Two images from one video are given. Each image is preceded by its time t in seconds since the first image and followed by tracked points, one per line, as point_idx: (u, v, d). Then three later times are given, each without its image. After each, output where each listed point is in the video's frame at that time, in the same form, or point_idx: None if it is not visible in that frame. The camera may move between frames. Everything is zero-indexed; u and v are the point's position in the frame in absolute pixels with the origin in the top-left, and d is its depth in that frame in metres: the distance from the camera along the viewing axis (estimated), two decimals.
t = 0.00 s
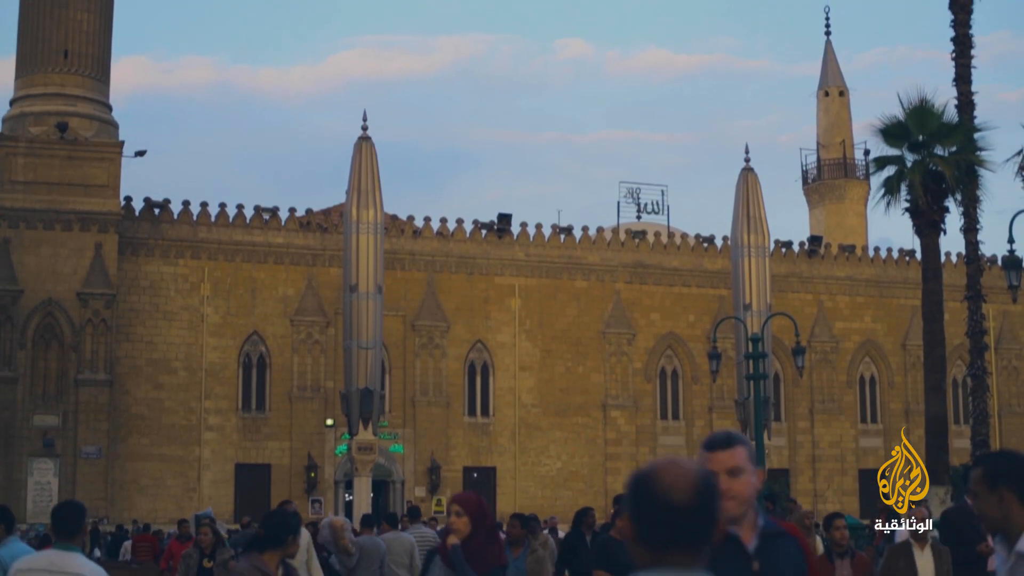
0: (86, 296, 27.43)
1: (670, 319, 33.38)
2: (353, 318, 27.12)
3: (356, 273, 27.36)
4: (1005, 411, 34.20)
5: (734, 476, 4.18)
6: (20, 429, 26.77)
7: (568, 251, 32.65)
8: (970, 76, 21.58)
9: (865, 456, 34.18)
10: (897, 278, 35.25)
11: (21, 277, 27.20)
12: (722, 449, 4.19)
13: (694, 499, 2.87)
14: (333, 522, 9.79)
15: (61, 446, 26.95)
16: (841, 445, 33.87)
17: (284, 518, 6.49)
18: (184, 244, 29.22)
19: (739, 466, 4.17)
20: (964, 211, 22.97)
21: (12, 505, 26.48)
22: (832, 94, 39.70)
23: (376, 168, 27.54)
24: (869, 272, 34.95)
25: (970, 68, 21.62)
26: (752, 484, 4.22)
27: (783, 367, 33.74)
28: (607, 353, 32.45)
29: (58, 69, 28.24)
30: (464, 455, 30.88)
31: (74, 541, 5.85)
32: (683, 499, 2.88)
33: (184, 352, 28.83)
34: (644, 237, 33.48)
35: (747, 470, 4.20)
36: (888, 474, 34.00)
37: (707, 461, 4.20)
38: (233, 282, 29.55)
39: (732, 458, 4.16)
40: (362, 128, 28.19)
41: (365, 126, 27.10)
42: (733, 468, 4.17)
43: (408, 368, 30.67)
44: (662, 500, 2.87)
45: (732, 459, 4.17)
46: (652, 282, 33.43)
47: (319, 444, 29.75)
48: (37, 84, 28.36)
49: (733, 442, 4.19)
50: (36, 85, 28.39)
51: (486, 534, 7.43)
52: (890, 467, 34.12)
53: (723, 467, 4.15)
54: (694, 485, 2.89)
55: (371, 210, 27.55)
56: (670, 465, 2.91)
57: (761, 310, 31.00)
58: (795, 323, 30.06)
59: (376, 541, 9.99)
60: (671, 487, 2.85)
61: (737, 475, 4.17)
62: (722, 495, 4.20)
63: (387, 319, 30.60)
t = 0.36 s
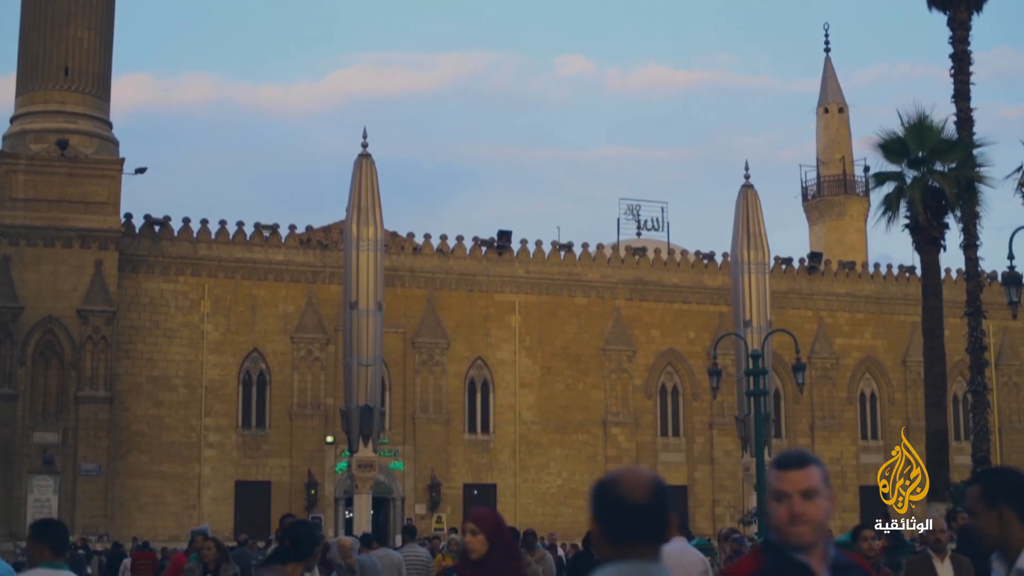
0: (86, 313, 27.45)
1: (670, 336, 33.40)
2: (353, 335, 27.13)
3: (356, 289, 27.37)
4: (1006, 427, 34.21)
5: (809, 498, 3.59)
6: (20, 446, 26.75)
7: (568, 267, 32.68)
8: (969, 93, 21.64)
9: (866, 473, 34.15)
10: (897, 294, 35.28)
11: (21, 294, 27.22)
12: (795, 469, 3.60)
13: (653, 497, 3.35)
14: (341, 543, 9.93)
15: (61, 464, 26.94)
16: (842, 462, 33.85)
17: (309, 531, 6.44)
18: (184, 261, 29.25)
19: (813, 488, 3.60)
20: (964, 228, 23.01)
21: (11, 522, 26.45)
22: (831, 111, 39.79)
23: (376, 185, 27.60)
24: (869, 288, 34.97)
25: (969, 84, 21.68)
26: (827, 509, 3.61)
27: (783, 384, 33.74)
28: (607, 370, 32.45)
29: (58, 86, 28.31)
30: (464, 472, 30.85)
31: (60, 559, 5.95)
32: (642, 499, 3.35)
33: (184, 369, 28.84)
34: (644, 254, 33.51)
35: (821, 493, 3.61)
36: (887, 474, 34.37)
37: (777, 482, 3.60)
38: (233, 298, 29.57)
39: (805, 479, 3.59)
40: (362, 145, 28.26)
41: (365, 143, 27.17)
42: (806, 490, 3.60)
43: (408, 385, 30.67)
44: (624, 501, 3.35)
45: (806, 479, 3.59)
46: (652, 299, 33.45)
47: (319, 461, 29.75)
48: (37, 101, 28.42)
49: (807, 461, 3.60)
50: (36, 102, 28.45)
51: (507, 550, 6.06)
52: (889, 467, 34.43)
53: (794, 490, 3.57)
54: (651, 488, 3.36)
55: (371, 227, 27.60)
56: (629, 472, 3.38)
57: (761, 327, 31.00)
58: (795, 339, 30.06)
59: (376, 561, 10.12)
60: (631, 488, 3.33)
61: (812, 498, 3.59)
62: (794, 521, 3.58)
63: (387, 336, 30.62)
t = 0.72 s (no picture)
0: (86, 330, 27.45)
1: (670, 352, 33.42)
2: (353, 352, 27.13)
3: (356, 306, 27.39)
4: (1006, 443, 34.20)
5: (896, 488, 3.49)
6: (20, 463, 26.72)
7: (568, 284, 32.70)
8: (967, 109, 21.70)
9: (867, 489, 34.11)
10: (897, 310, 35.29)
11: (21, 311, 27.22)
12: (881, 457, 3.50)
13: (610, 528, 3.60)
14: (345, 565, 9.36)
15: (60, 481, 26.90)
16: (843, 478, 33.81)
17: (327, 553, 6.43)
18: (184, 278, 29.26)
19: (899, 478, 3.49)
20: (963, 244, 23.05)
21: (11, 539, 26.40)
22: (831, 127, 39.89)
23: (376, 202, 27.66)
24: (870, 304, 34.99)
25: (968, 100, 21.75)
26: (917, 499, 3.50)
27: (783, 401, 33.74)
28: (608, 387, 32.45)
29: (59, 103, 28.38)
30: (464, 489, 30.82)
31: None
32: (600, 528, 3.60)
33: (185, 387, 28.85)
34: (644, 270, 33.54)
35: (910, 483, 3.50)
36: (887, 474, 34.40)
37: (861, 471, 3.50)
38: (233, 315, 29.59)
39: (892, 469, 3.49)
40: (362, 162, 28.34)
41: (365, 160, 27.24)
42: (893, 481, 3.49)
43: (408, 402, 30.66)
44: (583, 531, 3.59)
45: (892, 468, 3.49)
46: (652, 316, 33.47)
47: (319, 478, 29.73)
48: (38, 118, 28.48)
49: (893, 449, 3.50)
50: (37, 119, 28.52)
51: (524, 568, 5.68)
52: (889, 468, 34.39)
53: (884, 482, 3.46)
54: (608, 520, 3.60)
55: (371, 244, 27.64)
56: (588, 506, 3.63)
57: (761, 343, 31.01)
58: (796, 355, 30.06)
59: None
60: (590, 519, 3.57)
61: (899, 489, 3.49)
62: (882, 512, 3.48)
63: (387, 352, 30.63)
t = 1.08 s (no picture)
0: (86, 347, 27.47)
1: (670, 369, 33.42)
2: (353, 369, 27.13)
3: (356, 323, 27.40)
4: (1007, 460, 34.16)
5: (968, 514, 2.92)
6: (19, 481, 26.68)
7: (568, 301, 32.73)
8: (967, 125, 21.77)
9: (868, 505, 34.05)
10: (897, 326, 35.31)
11: (21, 328, 27.23)
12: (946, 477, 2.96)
13: (632, 554, 3.51)
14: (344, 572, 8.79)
15: (60, 498, 26.87)
16: (843, 495, 33.76)
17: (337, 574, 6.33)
18: (184, 295, 29.30)
19: (970, 498, 2.94)
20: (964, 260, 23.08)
21: (11, 557, 26.33)
22: (830, 144, 39.98)
23: (377, 219, 27.75)
24: (870, 321, 35.01)
25: (967, 116, 21.81)
26: (991, 523, 2.93)
27: (784, 417, 33.72)
28: (608, 404, 32.44)
29: (59, 121, 28.45)
30: (465, 506, 30.78)
31: None
32: (623, 554, 3.51)
33: (184, 404, 28.85)
34: (644, 287, 33.58)
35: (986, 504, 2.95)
36: (887, 474, 34.17)
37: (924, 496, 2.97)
38: (233, 332, 29.61)
39: (959, 488, 2.94)
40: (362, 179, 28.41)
41: (365, 177, 27.33)
42: (961, 503, 2.94)
43: (408, 418, 30.65)
44: (609, 556, 3.50)
45: (961, 489, 2.94)
46: (652, 332, 33.50)
47: (319, 495, 29.69)
48: (38, 136, 28.55)
49: (960, 463, 2.96)
50: (37, 137, 28.59)
51: None
52: (889, 467, 34.21)
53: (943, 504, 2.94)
54: (632, 547, 3.51)
55: (371, 261, 27.68)
56: (614, 534, 3.55)
57: (762, 360, 31.00)
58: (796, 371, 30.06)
59: None
60: (615, 547, 3.48)
61: (969, 512, 2.92)
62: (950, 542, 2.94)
63: (387, 369, 30.64)
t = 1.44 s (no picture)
0: (86, 363, 27.47)
1: (670, 384, 33.42)
2: (353, 385, 27.13)
3: (356, 339, 27.38)
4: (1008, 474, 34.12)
5: None
6: (19, 497, 26.64)
7: (568, 316, 32.75)
8: (966, 140, 21.82)
9: (868, 520, 34.00)
10: (897, 341, 35.32)
11: (21, 344, 27.21)
12: None
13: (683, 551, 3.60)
14: None
15: (60, 514, 26.83)
16: (844, 510, 33.72)
17: None
18: (185, 311, 29.31)
19: None
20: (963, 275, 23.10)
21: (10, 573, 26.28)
22: (830, 159, 40.04)
23: (377, 234, 27.82)
24: (870, 335, 35.02)
25: (967, 131, 21.86)
26: None
27: (784, 432, 33.69)
28: (608, 419, 32.43)
29: (60, 136, 28.54)
30: (465, 522, 30.75)
31: None
32: (675, 550, 3.60)
33: (184, 420, 28.85)
34: (644, 302, 33.60)
35: None
36: (888, 474, 34.36)
37: None
38: (233, 348, 29.62)
39: None
40: (362, 195, 28.47)
41: (365, 192, 27.40)
42: None
43: (408, 434, 30.62)
44: (659, 552, 3.59)
45: None
46: (652, 348, 33.50)
47: (319, 511, 29.66)
48: (39, 151, 28.62)
49: None
50: (38, 152, 28.65)
51: None
52: (889, 467, 34.42)
53: None
54: (682, 543, 3.61)
55: (371, 277, 27.72)
56: (665, 531, 3.65)
57: (762, 375, 30.99)
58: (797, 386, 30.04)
59: None
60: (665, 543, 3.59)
61: None
62: None
63: (387, 385, 30.63)
